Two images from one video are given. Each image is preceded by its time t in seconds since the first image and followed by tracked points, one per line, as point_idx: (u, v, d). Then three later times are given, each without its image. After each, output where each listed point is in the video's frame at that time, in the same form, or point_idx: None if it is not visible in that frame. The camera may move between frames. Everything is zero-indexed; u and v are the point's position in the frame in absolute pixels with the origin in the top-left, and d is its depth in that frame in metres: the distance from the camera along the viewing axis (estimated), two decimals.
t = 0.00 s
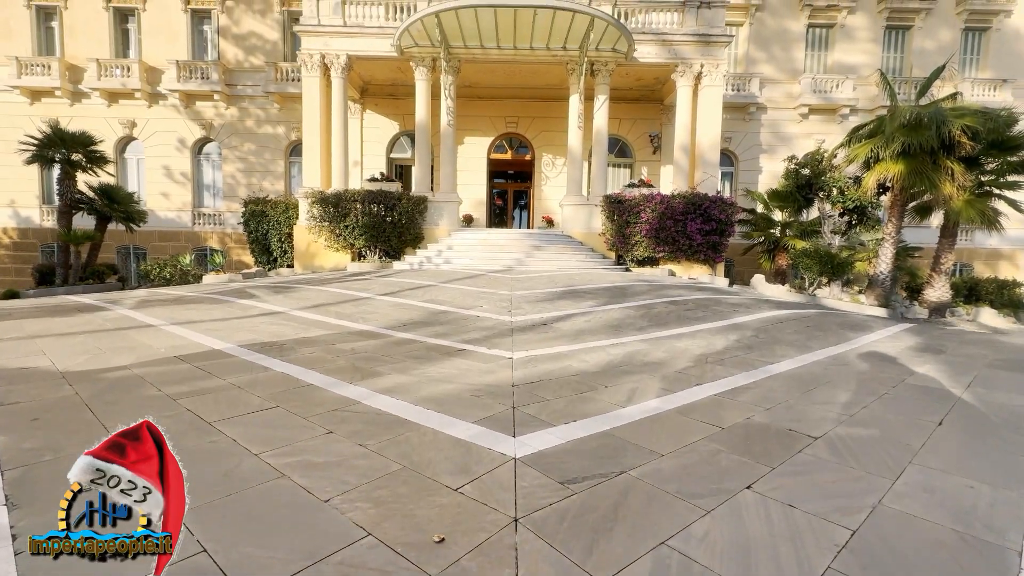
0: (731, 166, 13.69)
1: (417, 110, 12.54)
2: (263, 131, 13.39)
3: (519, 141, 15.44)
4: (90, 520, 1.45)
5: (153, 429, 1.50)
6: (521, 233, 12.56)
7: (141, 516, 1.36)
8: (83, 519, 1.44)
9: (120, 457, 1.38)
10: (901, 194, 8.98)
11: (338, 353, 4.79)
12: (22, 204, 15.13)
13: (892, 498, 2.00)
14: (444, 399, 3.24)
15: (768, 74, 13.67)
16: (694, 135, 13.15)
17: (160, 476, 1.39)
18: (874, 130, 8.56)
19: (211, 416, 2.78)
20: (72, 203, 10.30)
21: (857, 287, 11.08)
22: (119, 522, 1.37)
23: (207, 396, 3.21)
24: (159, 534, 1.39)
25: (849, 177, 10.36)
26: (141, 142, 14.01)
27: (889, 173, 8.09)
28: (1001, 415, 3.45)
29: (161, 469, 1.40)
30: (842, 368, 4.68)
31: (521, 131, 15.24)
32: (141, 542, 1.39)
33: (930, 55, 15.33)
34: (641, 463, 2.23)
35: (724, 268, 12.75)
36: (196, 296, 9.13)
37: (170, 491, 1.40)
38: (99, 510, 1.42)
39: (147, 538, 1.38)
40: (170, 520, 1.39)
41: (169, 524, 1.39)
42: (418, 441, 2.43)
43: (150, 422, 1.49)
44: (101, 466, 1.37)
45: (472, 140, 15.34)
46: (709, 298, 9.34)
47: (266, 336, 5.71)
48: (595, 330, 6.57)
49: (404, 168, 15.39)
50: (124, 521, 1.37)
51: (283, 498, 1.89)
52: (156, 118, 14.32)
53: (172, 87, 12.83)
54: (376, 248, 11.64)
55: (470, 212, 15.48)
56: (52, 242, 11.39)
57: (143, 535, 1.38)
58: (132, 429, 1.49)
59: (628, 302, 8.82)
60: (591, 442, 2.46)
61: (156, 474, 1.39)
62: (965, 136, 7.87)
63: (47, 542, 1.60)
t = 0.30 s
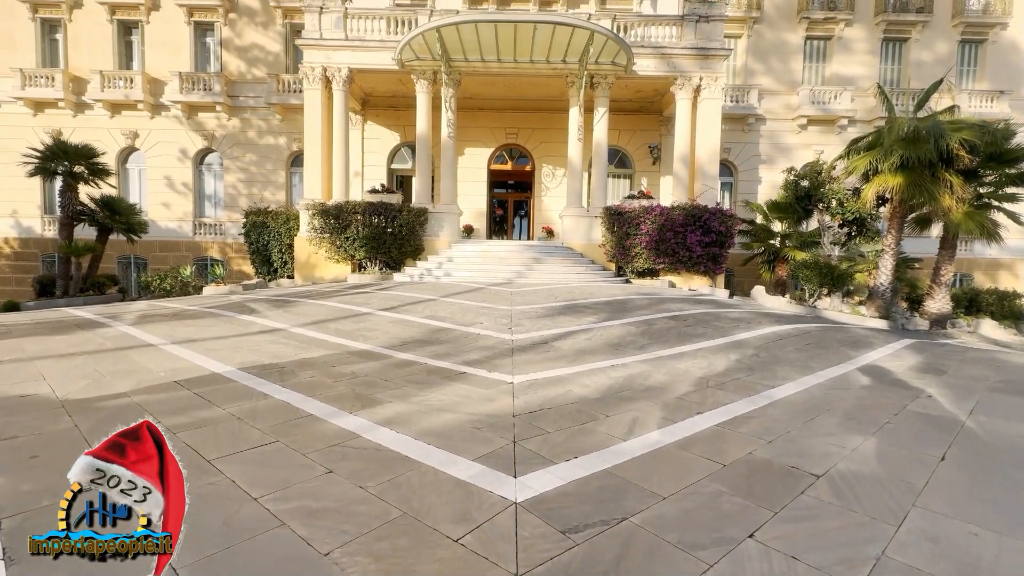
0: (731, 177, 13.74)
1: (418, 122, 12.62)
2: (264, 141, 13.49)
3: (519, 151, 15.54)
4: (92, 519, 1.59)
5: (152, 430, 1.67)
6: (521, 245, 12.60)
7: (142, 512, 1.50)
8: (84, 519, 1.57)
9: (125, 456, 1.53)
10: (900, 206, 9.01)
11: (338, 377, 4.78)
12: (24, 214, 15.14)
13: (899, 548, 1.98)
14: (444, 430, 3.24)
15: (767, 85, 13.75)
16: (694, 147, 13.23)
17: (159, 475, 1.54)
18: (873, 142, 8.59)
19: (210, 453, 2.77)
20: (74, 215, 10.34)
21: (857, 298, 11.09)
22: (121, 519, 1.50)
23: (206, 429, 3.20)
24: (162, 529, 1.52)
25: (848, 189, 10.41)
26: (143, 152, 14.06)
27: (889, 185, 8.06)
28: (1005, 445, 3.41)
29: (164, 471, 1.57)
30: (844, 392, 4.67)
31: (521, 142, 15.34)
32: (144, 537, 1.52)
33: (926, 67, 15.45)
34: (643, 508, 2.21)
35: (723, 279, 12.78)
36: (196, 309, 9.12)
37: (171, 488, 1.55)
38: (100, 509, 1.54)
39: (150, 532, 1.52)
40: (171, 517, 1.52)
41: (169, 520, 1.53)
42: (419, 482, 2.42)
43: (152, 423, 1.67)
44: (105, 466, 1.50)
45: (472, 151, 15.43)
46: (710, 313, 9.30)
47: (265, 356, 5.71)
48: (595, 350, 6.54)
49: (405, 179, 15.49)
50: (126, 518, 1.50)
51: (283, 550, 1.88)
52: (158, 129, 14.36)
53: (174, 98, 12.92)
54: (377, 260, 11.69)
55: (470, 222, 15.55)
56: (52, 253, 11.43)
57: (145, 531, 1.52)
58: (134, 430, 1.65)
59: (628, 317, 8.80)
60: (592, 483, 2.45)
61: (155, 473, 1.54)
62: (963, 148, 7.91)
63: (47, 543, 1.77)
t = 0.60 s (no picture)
0: (730, 188, 13.80)
1: (419, 134, 12.72)
2: (266, 153, 13.60)
3: (520, 163, 15.64)
4: (90, 521, 1.97)
5: (152, 429, 2.02)
6: (521, 258, 12.63)
7: (144, 511, 1.84)
8: (85, 520, 1.96)
9: (122, 457, 1.89)
10: (899, 219, 9.05)
11: (338, 400, 4.77)
12: (26, 225, 15.16)
13: None
14: (444, 461, 3.24)
15: (766, 97, 13.86)
16: (694, 160, 13.30)
17: (159, 475, 1.89)
18: (872, 155, 8.62)
19: (207, 488, 2.78)
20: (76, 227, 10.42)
21: (858, 310, 11.08)
22: (124, 516, 1.84)
23: (204, 461, 3.19)
24: (161, 527, 1.87)
25: (848, 201, 10.44)
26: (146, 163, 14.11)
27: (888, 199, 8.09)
28: (1009, 477, 3.37)
29: (160, 469, 1.90)
30: (843, 415, 4.67)
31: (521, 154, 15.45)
32: (144, 536, 1.85)
33: (925, 79, 15.53)
34: (643, 550, 2.20)
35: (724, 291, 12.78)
36: (196, 323, 9.13)
37: (167, 489, 1.89)
38: (100, 511, 1.92)
39: (150, 530, 1.87)
40: (170, 519, 1.87)
41: (170, 522, 1.87)
42: (420, 522, 2.40)
43: (151, 422, 2.02)
44: (104, 466, 1.86)
45: (473, 162, 15.53)
46: (711, 327, 9.27)
47: (265, 377, 5.71)
48: (596, 368, 6.51)
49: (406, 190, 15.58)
50: (128, 515, 1.84)
51: None
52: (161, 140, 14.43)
53: (178, 110, 13.05)
54: (377, 272, 11.73)
55: (471, 233, 15.61)
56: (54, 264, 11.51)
57: (145, 529, 1.87)
58: (133, 429, 2.01)
59: (628, 332, 8.77)
60: (594, 523, 2.43)
61: (154, 473, 1.88)
62: (961, 162, 7.96)
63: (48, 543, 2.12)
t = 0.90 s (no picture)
0: (730, 201, 13.86)
1: (421, 147, 12.81)
2: (268, 165, 13.70)
3: (520, 176, 15.75)
4: (90, 521, 2.21)
5: (150, 429, 2.22)
6: (522, 271, 12.65)
7: (143, 512, 2.03)
8: (84, 520, 2.21)
9: (122, 457, 2.09)
10: (899, 234, 9.08)
11: (338, 425, 4.75)
12: (28, 237, 15.21)
13: None
14: (443, 493, 3.23)
15: (764, 112, 13.92)
16: (694, 174, 13.37)
17: (157, 474, 2.08)
18: (870, 170, 8.67)
19: (207, 524, 2.77)
20: (79, 240, 10.41)
21: (859, 323, 11.06)
22: (122, 519, 2.03)
23: (206, 493, 3.18)
24: (163, 534, 2.06)
25: (847, 215, 10.48)
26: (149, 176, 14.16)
27: (887, 213, 8.12)
28: (1011, 511, 3.34)
29: (159, 469, 2.09)
30: (844, 441, 4.65)
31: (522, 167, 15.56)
32: (143, 543, 2.05)
33: (922, 93, 15.63)
34: None
35: (724, 304, 12.78)
36: (197, 339, 9.13)
37: (167, 487, 2.08)
38: (100, 510, 2.17)
39: (150, 538, 2.06)
40: (172, 517, 2.05)
41: (172, 522, 2.06)
42: (418, 565, 2.39)
43: (148, 424, 2.20)
44: (105, 466, 2.06)
45: (474, 175, 15.64)
46: (711, 343, 9.25)
47: (264, 399, 5.69)
48: (596, 388, 6.48)
49: (407, 203, 15.66)
50: (126, 519, 2.03)
51: None
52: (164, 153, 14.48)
53: (182, 124, 13.19)
54: (378, 285, 11.76)
55: (471, 245, 15.66)
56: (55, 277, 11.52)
57: (145, 535, 2.05)
58: (131, 430, 2.20)
59: (629, 349, 8.74)
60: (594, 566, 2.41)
61: (153, 471, 2.08)
62: (959, 178, 7.99)
63: (45, 545, 2.41)
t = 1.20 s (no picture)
0: (730, 215, 13.88)
1: (422, 162, 12.88)
2: (271, 179, 13.75)
3: (521, 190, 15.82)
4: (90, 520, 2.20)
5: (151, 430, 2.20)
6: (523, 286, 12.64)
7: (143, 511, 2.01)
8: (85, 521, 2.21)
9: (122, 457, 2.05)
10: (899, 249, 9.09)
11: (337, 450, 4.70)
12: (31, 250, 15.23)
13: None
14: (442, 527, 3.17)
15: (763, 126, 14.00)
16: (694, 189, 13.43)
17: (157, 474, 2.06)
18: (870, 185, 8.70)
19: (203, 563, 2.73)
20: (81, 254, 10.39)
21: (861, 338, 11.01)
22: (122, 517, 2.02)
23: (201, 527, 3.12)
24: (162, 533, 2.04)
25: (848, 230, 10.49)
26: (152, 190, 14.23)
27: (888, 228, 8.13)
28: None
29: (159, 470, 2.07)
30: (850, 468, 4.58)
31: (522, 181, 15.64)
32: (143, 541, 2.04)
33: (920, 109, 15.72)
34: None
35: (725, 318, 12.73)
36: (196, 355, 9.08)
37: (167, 488, 2.06)
38: (100, 510, 2.16)
39: (150, 537, 2.04)
40: (171, 517, 2.03)
41: (171, 523, 2.02)
42: None
43: (148, 424, 2.19)
44: (105, 466, 2.03)
45: (474, 189, 15.72)
46: (713, 360, 9.19)
47: (263, 421, 5.64)
48: (598, 409, 6.42)
49: (408, 217, 15.71)
50: (126, 518, 2.01)
51: None
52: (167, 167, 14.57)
53: (186, 138, 13.30)
54: (379, 300, 11.74)
55: (472, 259, 15.67)
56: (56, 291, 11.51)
57: (145, 533, 2.04)
58: (132, 430, 2.19)
59: (631, 367, 8.67)
60: None
61: (153, 471, 2.05)
62: (958, 194, 8.01)
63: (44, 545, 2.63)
